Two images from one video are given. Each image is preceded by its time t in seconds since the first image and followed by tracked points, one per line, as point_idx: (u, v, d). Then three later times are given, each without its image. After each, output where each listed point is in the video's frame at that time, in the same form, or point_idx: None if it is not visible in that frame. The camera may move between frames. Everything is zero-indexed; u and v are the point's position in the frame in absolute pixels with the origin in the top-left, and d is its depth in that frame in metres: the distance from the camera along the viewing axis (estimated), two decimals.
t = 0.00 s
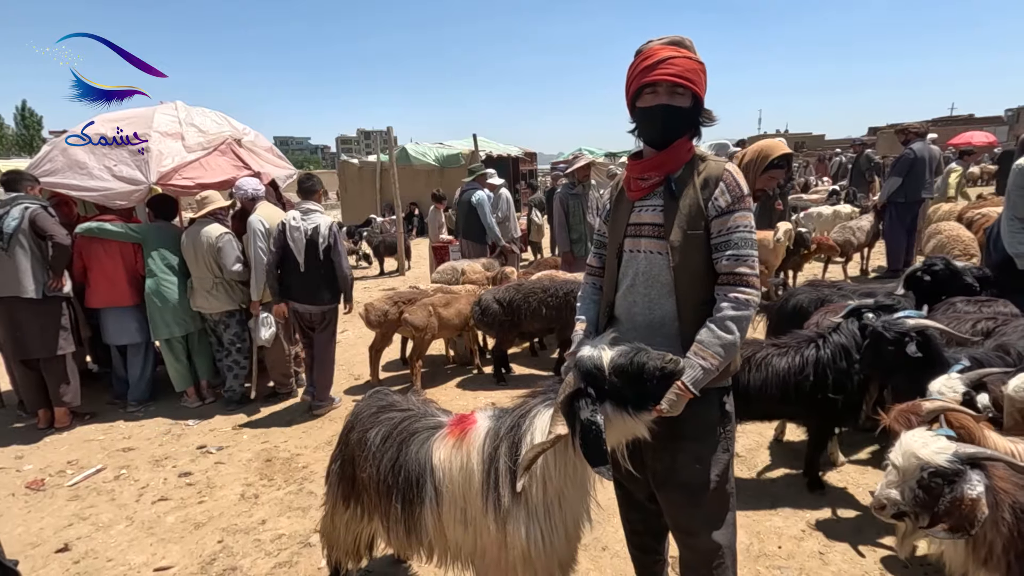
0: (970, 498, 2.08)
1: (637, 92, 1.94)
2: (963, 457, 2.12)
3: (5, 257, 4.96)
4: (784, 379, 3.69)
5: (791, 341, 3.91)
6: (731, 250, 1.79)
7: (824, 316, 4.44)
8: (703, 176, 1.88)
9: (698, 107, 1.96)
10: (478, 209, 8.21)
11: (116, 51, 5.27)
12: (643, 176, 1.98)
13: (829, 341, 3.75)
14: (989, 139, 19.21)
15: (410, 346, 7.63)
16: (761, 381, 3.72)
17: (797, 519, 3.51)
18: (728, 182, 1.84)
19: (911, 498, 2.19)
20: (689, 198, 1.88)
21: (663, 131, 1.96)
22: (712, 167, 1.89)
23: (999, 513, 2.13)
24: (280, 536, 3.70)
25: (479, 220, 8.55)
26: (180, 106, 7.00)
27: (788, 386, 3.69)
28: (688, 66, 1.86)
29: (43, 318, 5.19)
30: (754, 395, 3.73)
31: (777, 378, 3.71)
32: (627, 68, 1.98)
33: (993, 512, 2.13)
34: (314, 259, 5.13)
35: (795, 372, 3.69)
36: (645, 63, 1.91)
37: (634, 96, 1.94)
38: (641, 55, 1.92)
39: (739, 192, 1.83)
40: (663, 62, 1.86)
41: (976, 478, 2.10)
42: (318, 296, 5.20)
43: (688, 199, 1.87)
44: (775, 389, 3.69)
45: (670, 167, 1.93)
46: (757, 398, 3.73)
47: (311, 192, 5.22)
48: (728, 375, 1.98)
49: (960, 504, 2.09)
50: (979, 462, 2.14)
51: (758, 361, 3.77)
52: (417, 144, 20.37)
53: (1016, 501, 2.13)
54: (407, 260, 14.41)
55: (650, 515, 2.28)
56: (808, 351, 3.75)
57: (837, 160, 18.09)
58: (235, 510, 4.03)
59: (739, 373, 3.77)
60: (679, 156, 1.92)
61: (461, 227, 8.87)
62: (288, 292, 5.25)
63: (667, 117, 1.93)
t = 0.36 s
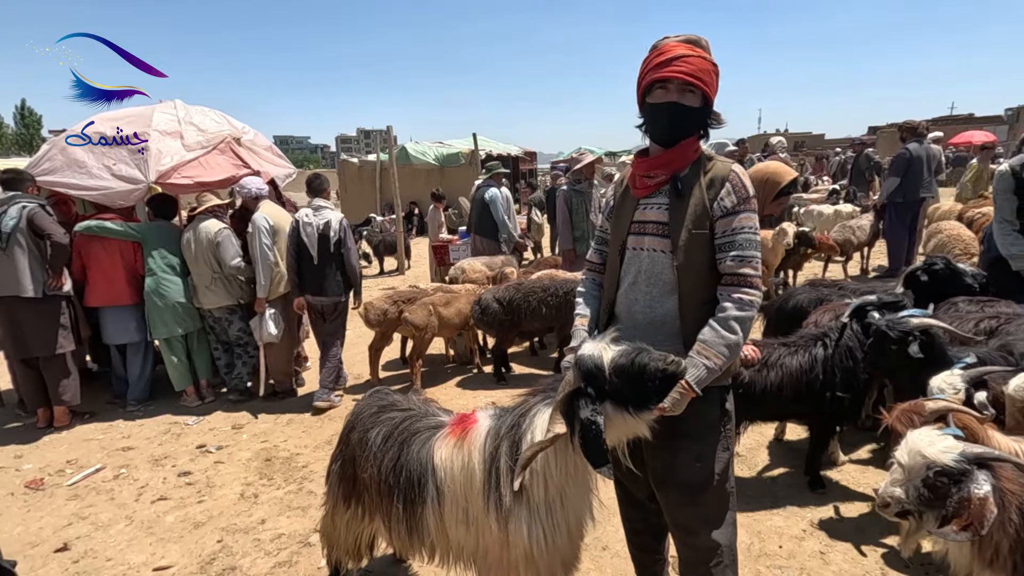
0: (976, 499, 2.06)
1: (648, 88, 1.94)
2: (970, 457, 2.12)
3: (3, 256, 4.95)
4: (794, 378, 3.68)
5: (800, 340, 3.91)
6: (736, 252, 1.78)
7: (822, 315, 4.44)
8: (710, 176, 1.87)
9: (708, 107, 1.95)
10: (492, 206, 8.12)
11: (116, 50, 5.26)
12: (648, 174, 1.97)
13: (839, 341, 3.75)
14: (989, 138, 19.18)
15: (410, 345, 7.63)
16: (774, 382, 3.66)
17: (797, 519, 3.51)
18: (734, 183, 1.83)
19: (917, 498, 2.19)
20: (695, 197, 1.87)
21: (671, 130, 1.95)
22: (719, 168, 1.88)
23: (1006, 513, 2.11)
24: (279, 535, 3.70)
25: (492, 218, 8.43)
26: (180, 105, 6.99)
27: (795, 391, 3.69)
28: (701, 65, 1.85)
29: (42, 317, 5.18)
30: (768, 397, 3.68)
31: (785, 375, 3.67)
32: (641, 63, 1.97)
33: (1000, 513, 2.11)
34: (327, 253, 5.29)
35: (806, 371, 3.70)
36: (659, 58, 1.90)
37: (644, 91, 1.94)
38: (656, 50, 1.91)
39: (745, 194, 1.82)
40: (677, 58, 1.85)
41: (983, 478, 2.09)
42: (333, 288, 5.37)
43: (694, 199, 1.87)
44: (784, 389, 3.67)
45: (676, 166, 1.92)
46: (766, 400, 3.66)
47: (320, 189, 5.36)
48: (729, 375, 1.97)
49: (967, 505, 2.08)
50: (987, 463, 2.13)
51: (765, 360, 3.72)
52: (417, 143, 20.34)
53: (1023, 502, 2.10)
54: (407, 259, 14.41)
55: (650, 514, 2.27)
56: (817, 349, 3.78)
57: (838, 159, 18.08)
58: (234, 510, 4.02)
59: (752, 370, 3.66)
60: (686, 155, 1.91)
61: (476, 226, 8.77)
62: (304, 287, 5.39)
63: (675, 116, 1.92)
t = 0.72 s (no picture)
0: (977, 500, 2.06)
1: (643, 91, 1.93)
2: (970, 457, 2.11)
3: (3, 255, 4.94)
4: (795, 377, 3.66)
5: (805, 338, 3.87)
6: (734, 253, 1.78)
7: (822, 314, 4.42)
8: (708, 176, 1.87)
9: (704, 106, 1.94)
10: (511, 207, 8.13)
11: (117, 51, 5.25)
12: (648, 174, 1.97)
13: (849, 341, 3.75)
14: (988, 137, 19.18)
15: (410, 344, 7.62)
16: (777, 382, 3.64)
17: (797, 518, 3.50)
18: (733, 183, 1.83)
19: (919, 499, 2.18)
20: (695, 197, 1.86)
21: (668, 131, 1.94)
22: (717, 167, 1.88)
23: (1006, 514, 2.11)
24: (279, 535, 3.69)
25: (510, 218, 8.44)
26: (179, 104, 6.98)
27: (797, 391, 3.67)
28: (694, 65, 1.84)
29: (41, 316, 5.17)
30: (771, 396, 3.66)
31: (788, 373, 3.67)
32: (633, 65, 1.97)
33: (1000, 513, 2.11)
34: (338, 244, 5.79)
35: (811, 370, 3.67)
36: (650, 61, 1.90)
37: (639, 94, 1.93)
38: (645, 53, 1.91)
39: (743, 194, 1.82)
40: (669, 60, 1.85)
41: (983, 478, 2.09)
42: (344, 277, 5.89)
43: (694, 199, 1.86)
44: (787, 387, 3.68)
45: (675, 167, 1.92)
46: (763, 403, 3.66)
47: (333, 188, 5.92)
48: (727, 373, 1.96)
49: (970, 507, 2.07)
50: (986, 463, 2.13)
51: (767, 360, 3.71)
52: (417, 142, 20.32)
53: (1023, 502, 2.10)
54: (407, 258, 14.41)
55: (650, 514, 2.27)
56: (822, 348, 3.74)
57: (838, 158, 18.07)
58: (234, 509, 4.02)
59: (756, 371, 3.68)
60: (685, 156, 1.91)
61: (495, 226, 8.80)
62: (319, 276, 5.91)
63: (672, 117, 1.92)
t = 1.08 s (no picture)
0: (977, 500, 2.06)
1: (625, 96, 1.92)
2: (969, 456, 2.12)
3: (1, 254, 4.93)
4: (809, 377, 3.73)
5: (821, 337, 3.90)
6: (726, 247, 1.78)
7: (823, 313, 4.39)
8: (698, 173, 1.87)
9: (688, 103, 1.94)
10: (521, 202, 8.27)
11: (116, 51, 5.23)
12: (639, 174, 1.98)
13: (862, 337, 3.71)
14: (989, 135, 19.15)
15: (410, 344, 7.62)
16: (792, 378, 3.73)
17: (797, 518, 3.50)
18: (723, 178, 1.83)
19: (917, 499, 2.19)
20: (686, 193, 1.87)
21: (655, 131, 1.95)
22: (707, 163, 1.88)
23: (1005, 513, 2.11)
24: (279, 534, 3.69)
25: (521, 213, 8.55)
26: (179, 103, 6.98)
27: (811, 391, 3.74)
28: (675, 64, 1.84)
29: (40, 315, 5.16)
30: (786, 393, 3.74)
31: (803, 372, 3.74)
32: (613, 71, 1.96)
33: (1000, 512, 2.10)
34: (360, 242, 6.25)
35: (827, 369, 3.71)
36: (629, 65, 1.89)
37: (622, 100, 1.93)
38: (623, 57, 1.90)
39: (734, 188, 1.81)
40: (648, 63, 1.84)
41: (982, 477, 2.09)
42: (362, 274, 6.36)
43: (685, 196, 1.87)
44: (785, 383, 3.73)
45: (665, 165, 1.92)
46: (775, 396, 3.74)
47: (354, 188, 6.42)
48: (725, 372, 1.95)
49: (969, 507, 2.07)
50: (985, 462, 2.13)
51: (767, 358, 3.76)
52: (417, 141, 20.30)
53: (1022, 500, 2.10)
54: (406, 257, 14.40)
55: (649, 513, 2.26)
56: (838, 349, 3.75)
57: (838, 157, 18.06)
58: (234, 509, 4.02)
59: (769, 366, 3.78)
60: (675, 154, 1.91)
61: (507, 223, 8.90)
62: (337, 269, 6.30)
63: (658, 118, 1.92)
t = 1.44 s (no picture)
0: (971, 508, 2.05)
1: (614, 99, 1.93)
2: (956, 462, 2.11)
3: None
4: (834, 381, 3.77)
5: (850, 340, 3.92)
6: (716, 242, 1.78)
7: (822, 312, 4.32)
8: (688, 171, 1.88)
9: (676, 103, 1.95)
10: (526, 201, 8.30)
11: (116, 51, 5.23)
12: (631, 175, 1.96)
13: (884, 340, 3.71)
14: (988, 135, 19.15)
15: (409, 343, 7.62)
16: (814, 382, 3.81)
17: (797, 517, 3.50)
18: (713, 174, 1.84)
19: (914, 509, 2.19)
20: (676, 192, 1.88)
21: (645, 133, 1.95)
22: (697, 160, 1.89)
23: (1003, 515, 2.10)
24: (279, 534, 3.69)
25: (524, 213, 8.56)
26: (179, 102, 6.98)
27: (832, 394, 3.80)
28: (660, 65, 1.85)
29: (40, 315, 5.16)
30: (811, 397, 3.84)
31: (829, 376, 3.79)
32: (599, 75, 1.97)
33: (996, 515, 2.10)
34: (373, 238, 6.41)
35: (848, 374, 3.75)
36: (615, 69, 1.90)
37: (610, 103, 1.94)
38: (609, 61, 1.92)
39: (725, 183, 1.82)
40: (634, 66, 1.85)
41: (973, 484, 2.08)
42: (374, 269, 6.52)
43: (675, 194, 1.88)
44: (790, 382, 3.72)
45: (656, 164, 1.91)
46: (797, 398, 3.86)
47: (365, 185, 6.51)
48: (728, 371, 1.96)
49: (966, 516, 2.05)
50: (976, 467, 2.12)
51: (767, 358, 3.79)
52: (417, 141, 20.28)
53: (1020, 502, 2.09)
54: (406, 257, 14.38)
55: (650, 514, 2.26)
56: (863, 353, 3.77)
57: (838, 157, 18.05)
58: (234, 508, 4.01)
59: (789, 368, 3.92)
60: (665, 152, 1.91)
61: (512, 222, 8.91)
62: (348, 264, 6.41)
63: (647, 119, 1.92)
